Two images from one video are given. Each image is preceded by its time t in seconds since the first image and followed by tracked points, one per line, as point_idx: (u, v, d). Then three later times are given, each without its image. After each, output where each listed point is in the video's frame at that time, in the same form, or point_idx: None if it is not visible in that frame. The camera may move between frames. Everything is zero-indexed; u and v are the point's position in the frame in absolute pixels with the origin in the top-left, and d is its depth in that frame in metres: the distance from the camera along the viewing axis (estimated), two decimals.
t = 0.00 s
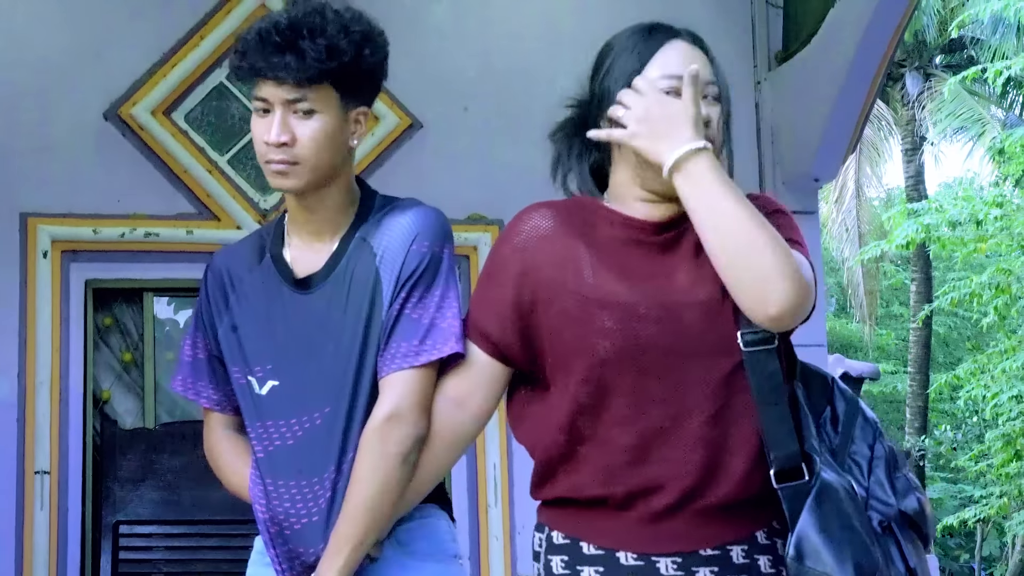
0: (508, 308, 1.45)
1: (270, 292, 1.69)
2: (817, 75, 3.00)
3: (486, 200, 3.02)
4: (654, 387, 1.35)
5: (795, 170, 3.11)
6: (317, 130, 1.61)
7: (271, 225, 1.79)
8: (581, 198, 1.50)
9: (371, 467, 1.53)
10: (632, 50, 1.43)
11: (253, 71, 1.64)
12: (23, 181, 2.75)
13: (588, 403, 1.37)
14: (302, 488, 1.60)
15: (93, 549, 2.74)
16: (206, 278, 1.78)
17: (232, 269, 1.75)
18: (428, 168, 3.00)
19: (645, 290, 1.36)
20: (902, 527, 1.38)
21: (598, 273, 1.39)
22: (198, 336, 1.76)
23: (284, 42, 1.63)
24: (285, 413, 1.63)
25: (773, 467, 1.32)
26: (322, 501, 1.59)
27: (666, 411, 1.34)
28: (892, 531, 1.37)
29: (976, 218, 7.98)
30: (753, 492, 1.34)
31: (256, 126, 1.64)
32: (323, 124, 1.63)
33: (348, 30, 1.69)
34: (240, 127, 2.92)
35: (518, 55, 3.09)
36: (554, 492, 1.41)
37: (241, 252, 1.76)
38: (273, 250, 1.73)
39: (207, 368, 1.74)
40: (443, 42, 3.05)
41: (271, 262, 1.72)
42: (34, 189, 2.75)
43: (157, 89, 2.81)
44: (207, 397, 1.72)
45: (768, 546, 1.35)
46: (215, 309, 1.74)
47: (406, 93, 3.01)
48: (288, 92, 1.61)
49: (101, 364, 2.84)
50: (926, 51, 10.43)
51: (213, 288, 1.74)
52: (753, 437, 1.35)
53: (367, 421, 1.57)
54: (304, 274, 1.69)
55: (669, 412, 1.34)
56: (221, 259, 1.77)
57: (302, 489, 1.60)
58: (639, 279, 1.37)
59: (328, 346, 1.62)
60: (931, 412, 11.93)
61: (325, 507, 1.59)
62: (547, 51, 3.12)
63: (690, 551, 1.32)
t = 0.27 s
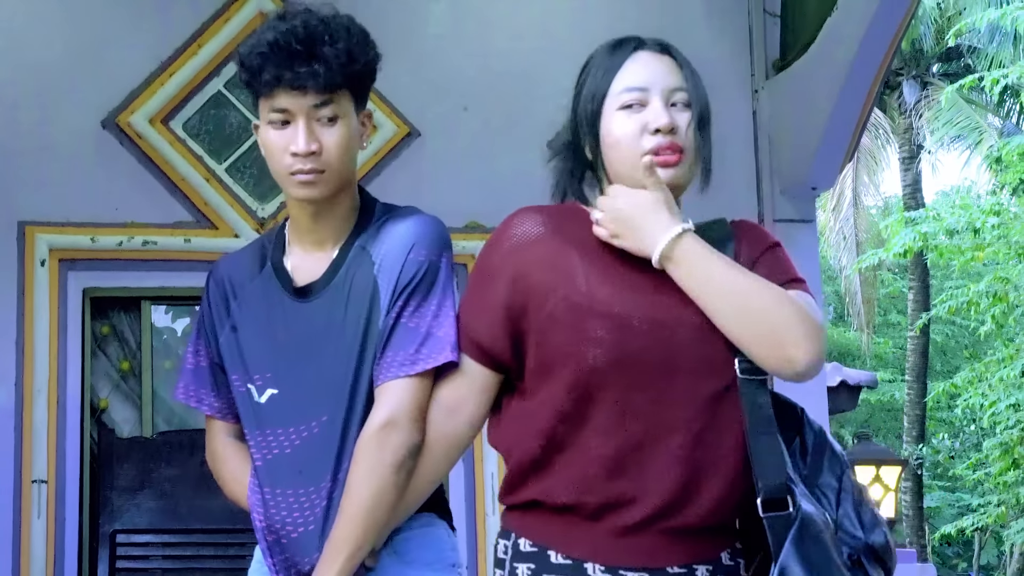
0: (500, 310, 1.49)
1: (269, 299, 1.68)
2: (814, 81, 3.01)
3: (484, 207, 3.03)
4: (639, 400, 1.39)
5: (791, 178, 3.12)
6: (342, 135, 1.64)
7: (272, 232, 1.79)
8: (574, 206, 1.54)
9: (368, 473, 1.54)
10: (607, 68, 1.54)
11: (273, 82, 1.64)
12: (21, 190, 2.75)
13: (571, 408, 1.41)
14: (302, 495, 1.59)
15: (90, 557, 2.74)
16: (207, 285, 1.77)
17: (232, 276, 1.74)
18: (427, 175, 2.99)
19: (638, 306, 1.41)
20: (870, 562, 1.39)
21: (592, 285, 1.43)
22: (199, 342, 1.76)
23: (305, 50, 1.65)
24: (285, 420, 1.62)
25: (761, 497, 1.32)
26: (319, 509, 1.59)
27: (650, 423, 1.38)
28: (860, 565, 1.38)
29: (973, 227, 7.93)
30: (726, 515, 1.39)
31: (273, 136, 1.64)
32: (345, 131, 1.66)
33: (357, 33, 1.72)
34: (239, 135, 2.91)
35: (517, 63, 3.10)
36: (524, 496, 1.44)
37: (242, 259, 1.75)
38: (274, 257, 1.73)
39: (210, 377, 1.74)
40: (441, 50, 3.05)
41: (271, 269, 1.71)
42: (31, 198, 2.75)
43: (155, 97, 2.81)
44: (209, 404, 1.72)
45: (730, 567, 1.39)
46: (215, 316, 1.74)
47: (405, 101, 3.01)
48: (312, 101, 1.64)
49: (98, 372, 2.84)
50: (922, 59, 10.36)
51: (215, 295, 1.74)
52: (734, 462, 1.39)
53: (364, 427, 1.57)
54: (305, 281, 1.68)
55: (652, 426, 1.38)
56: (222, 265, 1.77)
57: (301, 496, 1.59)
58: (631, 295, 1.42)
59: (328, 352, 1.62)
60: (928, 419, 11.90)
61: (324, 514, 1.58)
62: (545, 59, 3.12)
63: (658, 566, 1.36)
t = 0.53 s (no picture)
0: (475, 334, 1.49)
1: (250, 320, 1.68)
2: (811, 100, 3.06)
3: (477, 226, 3.02)
4: (606, 432, 1.41)
5: (785, 198, 3.15)
6: (350, 149, 1.69)
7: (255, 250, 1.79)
8: (554, 228, 1.54)
9: (346, 495, 1.54)
10: (570, 96, 1.57)
11: (287, 94, 1.66)
12: (15, 210, 2.76)
13: (541, 437, 1.42)
14: (282, 516, 1.60)
15: None
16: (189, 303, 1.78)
17: (214, 295, 1.74)
18: (421, 194, 3.00)
19: (612, 342, 1.42)
20: None
21: (566, 316, 1.44)
22: (184, 360, 1.77)
23: (319, 64, 1.68)
24: (265, 441, 1.62)
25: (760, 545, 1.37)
26: (300, 529, 1.59)
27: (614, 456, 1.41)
28: None
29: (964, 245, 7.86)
30: (688, 553, 1.43)
31: (280, 152, 1.67)
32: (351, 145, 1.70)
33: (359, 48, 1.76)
34: (231, 154, 2.90)
35: (512, 82, 3.10)
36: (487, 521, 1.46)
37: (225, 278, 1.76)
38: (255, 276, 1.73)
39: (192, 395, 1.75)
40: (439, 69, 3.06)
41: (252, 288, 1.72)
42: (25, 217, 2.76)
43: (149, 115, 2.82)
44: (192, 423, 1.73)
45: None
46: (198, 335, 1.74)
47: (399, 119, 3.02)
48: (325, 114, 1.68)
49: (91, 391, 2.83)
50: (914, 78, 10.41)
51: (196, 314, 1.75)
52: (694, 498, 1.42)
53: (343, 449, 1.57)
54: (286, 300, 1.68)
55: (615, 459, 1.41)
56: (205, 284, 1.77)
57: (282, 517, 1.60)
58: (604, 328, 1.43)
59: (308, 373, 1.62)
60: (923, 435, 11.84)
61: (304, 534, 1.59)
62: (540, 79, 3.12)
63: None
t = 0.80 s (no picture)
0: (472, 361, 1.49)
1: (233, 337, 1.66)
2: (807, 118, 3.08)
3: (472, 243, 3.03)
4: (617, 451, 1.43)
5: (783, 215, 3.17)
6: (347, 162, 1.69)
7: (236, 264, 1.77)
8: (546, 248, 1.56)
9: (335, 515, 1.52)
10: (566, 104, 1.59)
11: (291, 106, 1.65)
12: (7, 227, 2.73)
13: (549, 465, 1.45)
14: (268, 534, 1.58)
15: None
16: (168, 320, 1.75)
17: (194, 310, 1.72)
18: (418, 211, 3.00)
19: (616, 361, 1.44)
20: None
21: (569, 339, 1.46)
22: (162, 377, 1.75)
23: (321, 77, 1.68)
24: (250, 458, 1.61)
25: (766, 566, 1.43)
26: (286, 547, 1.57)
27: (627, 474, 1.43)
28: None
29: (965, 263, 7.83)
30: (703, 558, 1.47)
31: (278, 164, 1.65)
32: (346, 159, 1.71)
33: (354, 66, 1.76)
34: (225, 171, 2.89)
35: (508, 100, 3.11)
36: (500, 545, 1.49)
37: (206, 294, 1.74)
38: (237, 291, 1.72)
39: (170, 413, 1.73)
40: (438, 86, 3.07)
41: (235, 304, 1.70)
42: (17, 235, 2.73)
43: (143, 132, 2.81)
44: (171, 441, 1.70)
45: None
46: (178, 350, 1.72)
47: (395, 135, 3.02)
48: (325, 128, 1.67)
49: (84, 410, 2.81)
50: (913, 95, 10.32)
51: (176, 331, 1.73)
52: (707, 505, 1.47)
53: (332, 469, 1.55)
54: (270, 317, 1.67)
55: (628, 476, 1.43)
56: (184, 299, 1.75)
57: (268, 535, 1.58)
58: (607, 347, 1.45)
59: (293, 389, 1.60)
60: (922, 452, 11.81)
61: (291, 552, 1.57)
62: (535, 97, 3.13)
63: None
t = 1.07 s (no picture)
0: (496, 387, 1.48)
1: (229, 352, 1.65)
2: (807, 132, 3.07)
3: (470, 258, 3.02)
4: (652, 464, 1.41)
5: (782, 230, 3.17)
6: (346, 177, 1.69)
7: (229, 279, 1.76)
8: (556, 268, 1.54)
9: (333, 534, 1.51)
10: (598, 109, 1.58)
11: (288, 123, 1.64)
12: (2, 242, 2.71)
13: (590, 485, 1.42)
14: (264, 551, 1.57)
15: None
16: (159, 334, 1.74)
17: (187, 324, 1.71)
18: (416, 224, 2.99)
19: (640, 373, 1.42)
20: None
21: (591, 356, 1.44)
22: (151, 391, 1.73)
23: (316, 92, 1.67)
24: (247, 473, 1.60)
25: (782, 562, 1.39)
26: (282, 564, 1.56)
27: (665, 486, 1.41)
28: None
29: (966, 279, 7.82)
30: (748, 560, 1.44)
31: (280, 180, 1.63)
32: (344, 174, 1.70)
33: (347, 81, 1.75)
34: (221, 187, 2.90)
35: (506, 114, 3.11)
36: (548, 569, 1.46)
37: (199, 307, 1.73)
38: (230, 305, 1.71)
39: (162, 427, 1.71)
40: (436, 102, 3.05)
41: (230, 319, 1.68)
42: (11, 251, 2.71)
43: (139, 148, 2.80)
44: (162, 456, 1.70)
45: None
46: (171, 364, 1.71)
47: (394, 149, 3.00)
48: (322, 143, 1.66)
49: (80, 426, 2.79)
50: (914, 111, 10.29)
51: (167, 345, 1.71)
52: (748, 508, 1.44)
53: (332, 489, 1.54)
54: (267, 332, 1.65)
55: (666, 487, 1.41)
56: (176, 313, 1.73)
57: (264, 552, 1.57)
58: (630, 360, 1.43)
59: (290, 405, 1.59)
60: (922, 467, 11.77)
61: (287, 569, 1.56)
62: (533, 113, 3.13)
63: None
